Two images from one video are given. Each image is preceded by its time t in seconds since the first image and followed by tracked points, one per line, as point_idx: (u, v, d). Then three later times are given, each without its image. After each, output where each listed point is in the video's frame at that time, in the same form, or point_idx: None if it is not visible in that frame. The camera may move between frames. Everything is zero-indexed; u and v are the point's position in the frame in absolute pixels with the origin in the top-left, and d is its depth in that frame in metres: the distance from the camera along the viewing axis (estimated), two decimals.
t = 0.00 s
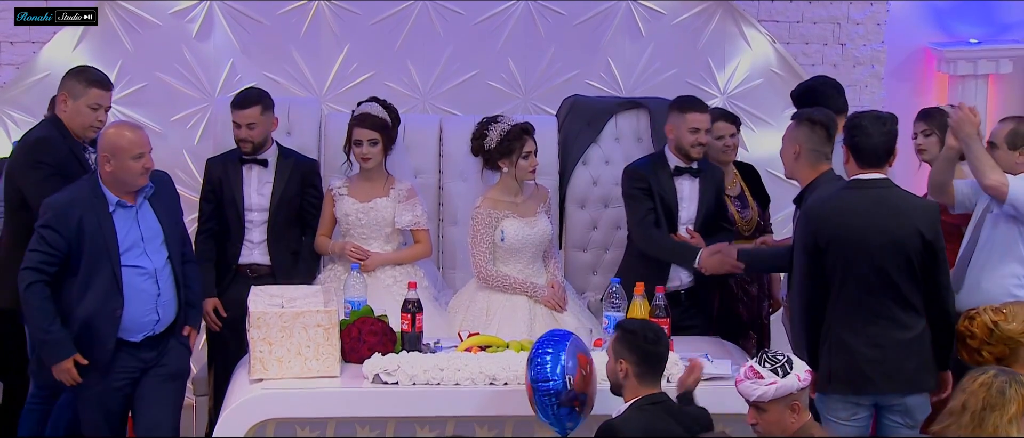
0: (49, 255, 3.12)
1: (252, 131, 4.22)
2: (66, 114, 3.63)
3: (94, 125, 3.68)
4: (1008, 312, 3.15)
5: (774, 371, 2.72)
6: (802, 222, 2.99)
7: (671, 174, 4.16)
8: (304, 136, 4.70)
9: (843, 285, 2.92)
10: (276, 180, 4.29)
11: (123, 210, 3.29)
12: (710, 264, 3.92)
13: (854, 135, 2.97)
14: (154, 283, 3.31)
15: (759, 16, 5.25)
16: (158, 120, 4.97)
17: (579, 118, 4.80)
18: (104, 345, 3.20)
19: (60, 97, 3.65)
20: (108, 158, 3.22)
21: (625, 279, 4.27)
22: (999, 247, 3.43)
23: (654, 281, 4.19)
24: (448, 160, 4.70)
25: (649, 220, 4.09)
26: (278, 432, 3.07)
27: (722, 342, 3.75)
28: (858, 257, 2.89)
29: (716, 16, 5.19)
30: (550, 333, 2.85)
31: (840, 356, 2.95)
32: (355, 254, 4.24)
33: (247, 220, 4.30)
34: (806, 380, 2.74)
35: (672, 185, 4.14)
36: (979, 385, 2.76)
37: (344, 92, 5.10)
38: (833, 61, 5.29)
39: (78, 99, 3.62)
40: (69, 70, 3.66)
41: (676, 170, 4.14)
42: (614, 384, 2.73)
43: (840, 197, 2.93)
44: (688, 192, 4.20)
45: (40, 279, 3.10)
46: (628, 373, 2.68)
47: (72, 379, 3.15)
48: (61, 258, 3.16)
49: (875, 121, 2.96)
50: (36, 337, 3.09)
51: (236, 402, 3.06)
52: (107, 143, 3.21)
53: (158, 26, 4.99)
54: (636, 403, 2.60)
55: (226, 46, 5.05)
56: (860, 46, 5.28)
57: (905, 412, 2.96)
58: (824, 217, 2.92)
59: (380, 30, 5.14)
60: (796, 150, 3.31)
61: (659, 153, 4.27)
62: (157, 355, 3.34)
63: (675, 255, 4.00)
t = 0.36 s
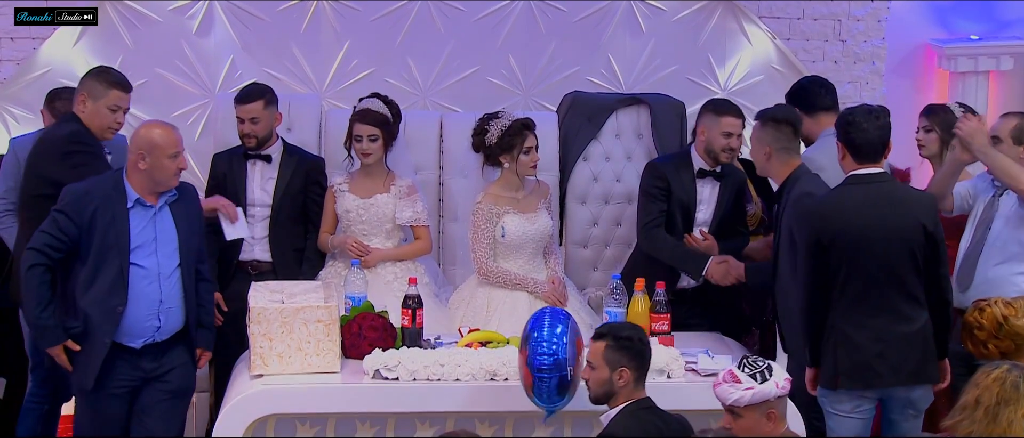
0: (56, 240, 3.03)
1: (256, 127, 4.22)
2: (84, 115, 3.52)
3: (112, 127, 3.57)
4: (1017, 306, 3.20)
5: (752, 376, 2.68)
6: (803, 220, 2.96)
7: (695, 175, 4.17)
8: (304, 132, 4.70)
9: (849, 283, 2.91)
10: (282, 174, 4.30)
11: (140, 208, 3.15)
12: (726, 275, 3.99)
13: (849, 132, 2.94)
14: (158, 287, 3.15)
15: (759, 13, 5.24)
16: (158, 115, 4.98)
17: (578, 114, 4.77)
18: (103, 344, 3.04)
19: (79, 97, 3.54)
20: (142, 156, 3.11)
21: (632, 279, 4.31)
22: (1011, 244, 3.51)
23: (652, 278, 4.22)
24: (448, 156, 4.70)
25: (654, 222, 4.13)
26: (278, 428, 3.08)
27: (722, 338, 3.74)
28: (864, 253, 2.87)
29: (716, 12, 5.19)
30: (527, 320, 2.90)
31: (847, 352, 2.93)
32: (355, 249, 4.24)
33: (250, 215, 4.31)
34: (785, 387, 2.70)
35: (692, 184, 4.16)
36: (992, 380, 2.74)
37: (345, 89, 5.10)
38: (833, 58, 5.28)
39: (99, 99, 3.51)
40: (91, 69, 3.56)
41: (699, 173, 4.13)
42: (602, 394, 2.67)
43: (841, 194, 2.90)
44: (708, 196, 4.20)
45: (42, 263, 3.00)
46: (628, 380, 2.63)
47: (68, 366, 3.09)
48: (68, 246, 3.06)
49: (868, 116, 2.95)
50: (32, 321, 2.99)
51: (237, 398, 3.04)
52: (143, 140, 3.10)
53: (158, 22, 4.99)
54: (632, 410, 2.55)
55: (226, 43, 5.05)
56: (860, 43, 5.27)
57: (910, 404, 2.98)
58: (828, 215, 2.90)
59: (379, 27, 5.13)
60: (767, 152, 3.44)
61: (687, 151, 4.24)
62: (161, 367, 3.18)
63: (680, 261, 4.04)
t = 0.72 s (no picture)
0: (63, 236, 3.00)
1: (259, 121, 4.22)
2: (125, 122, 3.41)
3: (153, 135, 3.46)
4: None
5: (716, 378, 2.59)
6: (833, 209, 3.01)
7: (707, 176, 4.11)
8: (304, 131, 4.70)
9: (876, 273, 2.99)
10: (282, 171, 4.28)
11: (152, 209, 3.13)
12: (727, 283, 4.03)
13: (891, 127, 2.99)
14: (167, 289, 3.14)
15: (759, 11, 5.24)
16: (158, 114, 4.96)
17: (578, 112, 4.77)
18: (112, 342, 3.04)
19: (121, 103, 3.41)
20: (159, 161, 3.06)
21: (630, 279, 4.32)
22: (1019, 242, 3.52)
23: (651, 276, 4.25)
24: (448, 155, 4.69)
25: (657, 224, 4.13)
26: (278, 426, 3.08)
27: (722, 336, 3.73)
28: (893, 245, 2.96)
29: (716, 11, 5.19)
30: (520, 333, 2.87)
31: (871, 342, 3.01)
32: (354, 247, 4.25)
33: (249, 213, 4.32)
34: (747, 393, 2.57)
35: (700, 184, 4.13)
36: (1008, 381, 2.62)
37: (344, 87, 5.08)
38: (833, 56, 5.28)
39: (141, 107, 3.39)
40: (134, 74, 3.42)
41: (710, 174, 4.08)
42: (541, 412, 2.51)
43: (874, 186, 2.98)
44: (717, 196, 4.18)
45: (50, 258, 2.99)
46: (559, 400, 2.46)
47: (76, 363, 3.08)
48: (76, 242, 3.03)
49: (908, 113, 2.99)
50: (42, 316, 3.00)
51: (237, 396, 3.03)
52: (162, 146, 3.04)
53: (158, 21, 5.00)
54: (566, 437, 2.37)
55: (226, 41, 5.05)
56: (860, 41, 5.27)
57: (923, 394, 3.09)
58: (861, 205, 2.96)
59: (379, 25, 5.14)
60: (737, 149, 3.58)
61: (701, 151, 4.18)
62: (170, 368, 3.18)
63: (681, 265, 4.06)
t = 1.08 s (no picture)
0: (68, 246, 2.94)
1: (258, 121, 4.23)
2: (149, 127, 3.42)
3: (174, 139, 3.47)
4: None
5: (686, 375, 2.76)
6: (860, 201, 3.11)
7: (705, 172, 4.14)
8: (303, 131, 4.70)
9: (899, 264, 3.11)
10: (277, 171, 4.30)
11: (159, 218, 3.10)
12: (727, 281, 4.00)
13: (921, 124, 3.13)
14: (177, 299, 3.12)
15: (759, 11, 5.25)
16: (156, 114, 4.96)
17: (577, 112, 4.77)
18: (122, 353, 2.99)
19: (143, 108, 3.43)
20: (162, 168, 3.03)
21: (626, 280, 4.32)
22: None
23: (652, 276, 4.22)
24: (447, 155, 4.69)
25: (658, 221, 4.14)
26: (278, 426, 3.08)
27: (721, 337, 3.72)
28: (919, 237, 3.08)
29: (715, 11, 5.19)
30: (527, 347, 2.86)
31: (889, 333, 3.13)
32: (352, 248, 4.25)
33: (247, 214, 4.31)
34: (711, 393, 2.67)
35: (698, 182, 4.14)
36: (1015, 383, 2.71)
37: (344, 87, 5.08)
38: (833, 56, 5.28)
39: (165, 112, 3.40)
40: (160, 77, 3.43)
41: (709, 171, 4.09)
42: (492, 424, 2.37)
43: (901, 181, 3.10)
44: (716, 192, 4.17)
45: (53, 270, 2.92)
46: (517, 405, 2.34)
47: (81, 377, 3.02)
48: (81, 253, 2.97)
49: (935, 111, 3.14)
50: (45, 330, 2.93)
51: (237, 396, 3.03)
52: (164, 153, 3.01)
53: (157, 21, 5.00)
54: None
55: (226, 42, 5.05)
56: (859, 42, 5.27)
57: (930, 389, 3.21)
58: (890, 198, 3.07)
59: (379, 25, 5.14)
60: (731, 147, 3.62)
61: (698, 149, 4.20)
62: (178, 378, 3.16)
63: (680, 261, 4.05)
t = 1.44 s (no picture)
0: (69, 258, 2.91)
1: (252, 124, 4.22)
2: (152, 131, 3.42)
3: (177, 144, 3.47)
4: None
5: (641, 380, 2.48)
6: (861, 202, 3.11)
7: (700, 171, 4.17)
8: (303, 132, 4.70)
9: (898, 265, 3.11)
10: (270, 174, 4.30)
11: (160, 227, 3.09)
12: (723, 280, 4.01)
13: (920, 124, 3.13)
14: (179, 311, 3.11)
15: (759, 12, 5.24)
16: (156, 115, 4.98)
17: (577, 112, 4.78)
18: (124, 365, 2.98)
19: (147, 112, 3.44)
20: (162, 176, 3.01)
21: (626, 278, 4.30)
22: None
23: (651, 276, 4.22)
24: (446, 155, 4.70)
25: (654, 221, 4.14)
26: (277, 428, 3.07)
27: (719, 338, 3.73)
28: (917, 238, 3.09)
29: (714, 12, 5.19)
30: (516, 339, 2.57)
31: (889, 335, 3.13)
32: (351, 248, 4.25)
33: (243, 218, 4.32)
34: (665, 398, 2.40)
35: (694, 183, 4.15)
36: (1013, 393, 2.47)
37: (343, 87, 5.10)
38: (833, 57, 5.27)
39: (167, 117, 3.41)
40: (162, 82, 3.42)
41: (704, 168, 4.15)
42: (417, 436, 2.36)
43: (902, 181, 3.10)
44: (711, 189, 4.25)
45: (53, 281, 2.89)
46: (440, 414, 2.35)
47: (79, 390, 3.00)
48: (82, 264, 2.95)
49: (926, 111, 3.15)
50: (42, 342, 2.88)
51: (235, 397, 3.03)
52: (163, 160, 2.99)
53: (156, 22, 4.99)
54: None
55: (225, 42, 5.05)
56: (859, 42, 5.27)
57: (932, 388, 3.22)
58: (887, 199, 3.08)
59: (378, 26, 5.13)
60: (728, 148, 3.63)
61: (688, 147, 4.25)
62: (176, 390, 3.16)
63: (677, 260, 4.05)
